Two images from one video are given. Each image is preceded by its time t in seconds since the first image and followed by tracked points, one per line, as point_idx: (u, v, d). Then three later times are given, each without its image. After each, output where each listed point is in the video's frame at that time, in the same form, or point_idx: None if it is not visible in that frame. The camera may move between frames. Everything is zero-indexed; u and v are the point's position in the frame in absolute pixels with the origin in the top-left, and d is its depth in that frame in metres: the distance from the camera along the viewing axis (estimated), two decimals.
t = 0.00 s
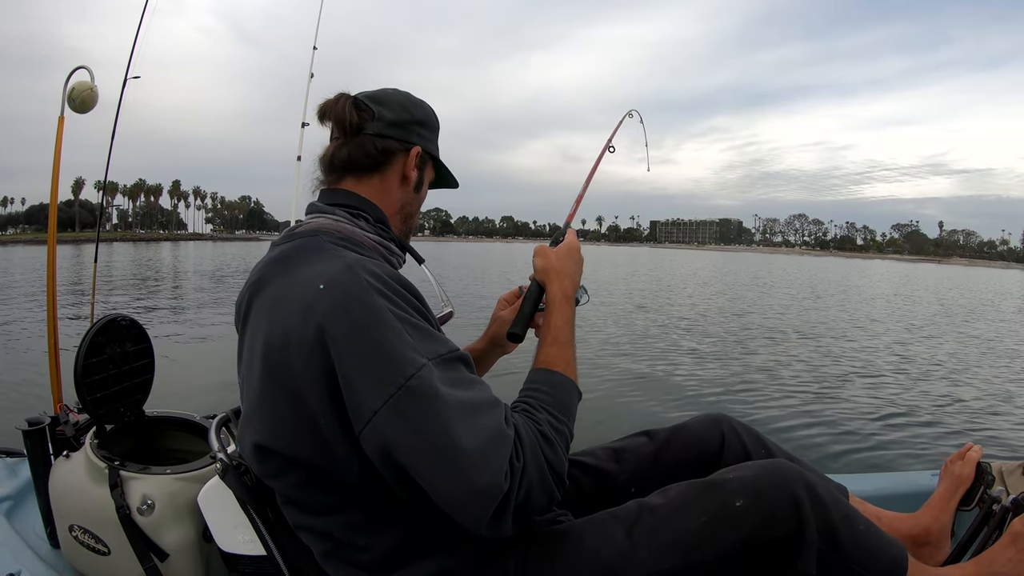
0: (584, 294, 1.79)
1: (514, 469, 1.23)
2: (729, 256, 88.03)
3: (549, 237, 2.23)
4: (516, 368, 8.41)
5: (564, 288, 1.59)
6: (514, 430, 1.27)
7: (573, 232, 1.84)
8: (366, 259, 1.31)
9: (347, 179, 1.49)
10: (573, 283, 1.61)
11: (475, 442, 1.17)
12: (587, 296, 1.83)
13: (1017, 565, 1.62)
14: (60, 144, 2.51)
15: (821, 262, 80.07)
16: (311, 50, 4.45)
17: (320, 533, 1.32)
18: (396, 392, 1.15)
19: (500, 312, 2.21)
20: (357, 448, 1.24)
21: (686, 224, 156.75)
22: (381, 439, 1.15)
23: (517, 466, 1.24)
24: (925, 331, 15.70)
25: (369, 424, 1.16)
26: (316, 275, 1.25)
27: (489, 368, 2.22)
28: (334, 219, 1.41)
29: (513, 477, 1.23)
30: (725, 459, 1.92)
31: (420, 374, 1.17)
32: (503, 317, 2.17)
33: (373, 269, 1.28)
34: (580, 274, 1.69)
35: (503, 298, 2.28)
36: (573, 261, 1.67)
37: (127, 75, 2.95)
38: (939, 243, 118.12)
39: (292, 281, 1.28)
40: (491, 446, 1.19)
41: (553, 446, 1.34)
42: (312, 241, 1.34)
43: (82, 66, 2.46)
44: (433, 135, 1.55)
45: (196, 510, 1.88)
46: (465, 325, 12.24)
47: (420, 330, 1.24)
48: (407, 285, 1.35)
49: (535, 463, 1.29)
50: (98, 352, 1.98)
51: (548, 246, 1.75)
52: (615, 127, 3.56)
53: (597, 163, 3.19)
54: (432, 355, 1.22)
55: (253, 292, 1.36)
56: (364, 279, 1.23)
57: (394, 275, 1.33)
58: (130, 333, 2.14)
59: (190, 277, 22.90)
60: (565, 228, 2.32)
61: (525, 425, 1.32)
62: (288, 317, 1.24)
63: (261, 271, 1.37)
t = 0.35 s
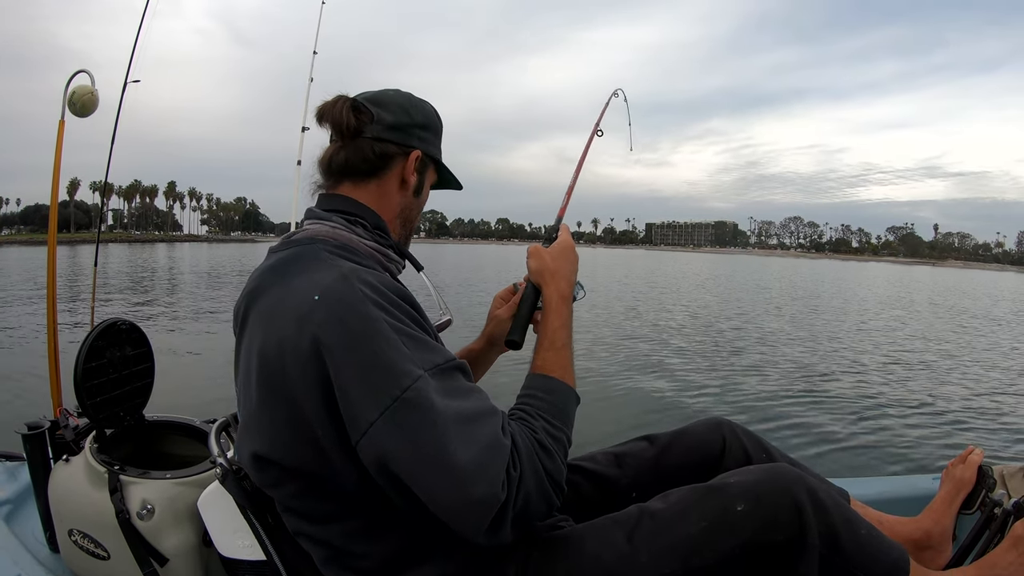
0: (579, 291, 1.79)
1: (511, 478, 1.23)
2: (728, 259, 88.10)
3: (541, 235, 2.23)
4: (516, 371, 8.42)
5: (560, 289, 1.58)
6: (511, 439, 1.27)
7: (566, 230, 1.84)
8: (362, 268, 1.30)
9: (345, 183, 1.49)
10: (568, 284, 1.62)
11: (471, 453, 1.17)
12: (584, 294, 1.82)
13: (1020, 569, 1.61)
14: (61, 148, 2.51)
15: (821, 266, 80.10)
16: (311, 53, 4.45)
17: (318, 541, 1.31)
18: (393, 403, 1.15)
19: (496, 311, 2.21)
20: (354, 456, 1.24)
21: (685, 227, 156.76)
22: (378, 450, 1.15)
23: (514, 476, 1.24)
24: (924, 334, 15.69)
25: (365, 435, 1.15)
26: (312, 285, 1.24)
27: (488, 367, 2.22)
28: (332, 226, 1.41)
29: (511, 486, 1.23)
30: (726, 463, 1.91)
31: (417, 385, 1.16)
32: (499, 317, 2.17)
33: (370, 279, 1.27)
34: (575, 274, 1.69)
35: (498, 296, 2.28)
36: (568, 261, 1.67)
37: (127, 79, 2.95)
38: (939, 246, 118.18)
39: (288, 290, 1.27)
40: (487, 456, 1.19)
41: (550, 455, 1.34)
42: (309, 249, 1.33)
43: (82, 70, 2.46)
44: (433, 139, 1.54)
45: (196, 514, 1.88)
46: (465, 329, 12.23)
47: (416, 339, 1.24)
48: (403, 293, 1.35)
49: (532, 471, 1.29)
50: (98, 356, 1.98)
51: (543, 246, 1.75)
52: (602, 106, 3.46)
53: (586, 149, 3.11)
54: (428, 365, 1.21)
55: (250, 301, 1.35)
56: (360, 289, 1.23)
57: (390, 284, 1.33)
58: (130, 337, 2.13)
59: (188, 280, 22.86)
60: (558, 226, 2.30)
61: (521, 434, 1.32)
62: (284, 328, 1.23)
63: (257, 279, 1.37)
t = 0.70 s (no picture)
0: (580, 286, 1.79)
1: (507, 485, 1.23)
2: (728, 260, 88.10)
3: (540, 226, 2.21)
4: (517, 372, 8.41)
5: (560, 289, 1.58)
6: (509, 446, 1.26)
7: (568, 226, 1.84)
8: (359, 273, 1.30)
9: (345, 185, 1.49)
10: (569, 283, 1.62)
11: (467, 461, 1.16)
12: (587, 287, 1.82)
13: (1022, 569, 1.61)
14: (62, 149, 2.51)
15: (821, 267, 80.12)
16: (311, 53, 4.45)
17: (316, 544, 1.32)
18: (389, 411, 1.15)
19: (499, 305, 2.20)
20: (351, 461, 1.24)
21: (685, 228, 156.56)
22: (374, 457, 1.15)
23: (510, 483, 1.24)
24: (923, 336, 15.72)
25: (361, 441, 1.15)
26: (308, 290, 1.24)
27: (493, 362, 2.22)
28: (330, 228, 1.42)
29: (507, 494, 1.23)
30: (727, 464, 1.91)
31: (413, 393, 1.16)
32: (503, 311, 2.16)
33: (367, 284, 1.27)
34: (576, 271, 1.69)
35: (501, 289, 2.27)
36: (569, 259, 1.67)
37: (127, 79, 2.95)
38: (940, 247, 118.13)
39: (285, 295, 1.28)
40: (484, 464, 1.18)
41: (547, 461, 1.33)
42: (306, 253, 1.33)
43: (83, 71, 2.46)
44: (434, 139, 1.54)
45: (197, 515, 1.88)
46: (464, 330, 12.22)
47: (413, 345, 1.23)
48: (401, 297, 1.34)
49: (529, 478, 1.28)
50: (99, 357, 1.98)
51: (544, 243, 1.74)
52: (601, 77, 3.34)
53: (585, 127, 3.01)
54: (426, 371, 1.21)
55: (248, 306, 1.36)
56: (357, 294, 1.22)
57: (388, 288, 1.32)
58: (131, 338, 2.14)
59: (186, 280, 22.84)
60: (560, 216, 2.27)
61: (519, 440, 1.31)
62: (281, 334, 1.23)
63: (255, 283, 1.37)
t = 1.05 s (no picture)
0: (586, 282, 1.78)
1: (502, 492, 1.22)
2: (727, 260, 88.15)
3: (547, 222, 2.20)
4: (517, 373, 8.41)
5: (566, 291, 1.57)
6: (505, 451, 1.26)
7: (574, 222, 1.82)
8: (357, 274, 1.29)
9: (343, 184, 1.49)
10: (575, 284, 1.61)
11: (461, 466, 1.16)
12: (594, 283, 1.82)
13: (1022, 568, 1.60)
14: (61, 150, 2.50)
15: (820, 267, 80.22)
16: (311, 53, 4.46)
17: (313, 544, 1.33)
18: (383, 414, 1.15)
19: (506, 301, 2.20)
20: (348, 462, 1.24)
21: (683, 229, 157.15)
22: (368, 460, 1.15)
23: (505, 490, 1.23)
24: (921, 338, 15.74)
25: (356, 444, 1.15)
26: (304, 292, 1.24)
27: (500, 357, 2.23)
28: (328, 228, 1.42)
29: (501, 500, 1.22)
30: (728, 462, 1.91)
31: (408, 397, 1.16)
32: (510, 307, 2.17)
33: (364, 285, 1.27)
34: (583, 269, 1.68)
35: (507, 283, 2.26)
36: (575, 259, 1.66)
37: (127, 80, 2.94)
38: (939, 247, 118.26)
39: (281, 296, 1.28)
40: (478, 471, 1.18)
41: (544, 468, 1.33)
42: (303, 254, 1.33)
43: (83, 71, 2.46)
44: (435, 137, 1.54)
45: (197, 515, 1.88)
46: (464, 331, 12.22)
47: (409, 349, 1.23)
48: (398, 300, 1.34)
49: (524, 484, 1.28)
50: (100, 356, 1.98)
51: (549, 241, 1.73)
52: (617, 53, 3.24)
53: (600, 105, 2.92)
54: (421, 375, 1.21)
55: (246, 307, 1.36)
56: (352, 297, 1.22)
57: (386, 291, 1.32)
58: (131, 338, 2.14)
59: (184, 282, 22.83)
60: (568, 208, 2.25)
61: (516, 446, 1.31)
62: (277, 336, 1.24)
63: (253, 283, 1.37)
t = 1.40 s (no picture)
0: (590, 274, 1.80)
1: (500, 490, 1.23)
2: (725, 263, 88.38)
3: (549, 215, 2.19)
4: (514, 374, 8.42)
5: (565, 287, 1.57)
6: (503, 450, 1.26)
7: (576, 217, 1.82)
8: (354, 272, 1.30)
9: (342, 181, 1.50)
10: (575, 280, 1.60)
11: (458, 467, 1.16)
12: (598, 274, 1.82)
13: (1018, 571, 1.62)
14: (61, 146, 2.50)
15: (816, 270, 80.51)
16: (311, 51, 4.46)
17: (312, 542, 1.33)
18: (380, 413, 1.15)
19: (509, 291, 2.21)
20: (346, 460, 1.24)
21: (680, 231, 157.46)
22: (365, 459, 1.16)
23: (502, 489, 1.24)
24: (916, 340, 15.81)
25: (354, 443, 1.16)
26: (301, 291, 1.24)
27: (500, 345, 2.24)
28: (326, 225, 1.42)
29: (500, 499, 1.23)
30: (726, 462, 1.92)
31: (405, 397, 1.16)
32: (514, 298, 2.18)
33: (362, 282, 1.27)
34: (583, 265, 1.68)
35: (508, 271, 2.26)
36: (576, 257, 1.66)
37: (128, 77, 2.93)
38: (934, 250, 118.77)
39: (278, 294, 1.28)
40: (476, 470, 1.18)
41: (543, 468, 1.34)
42: (301, 251, 1.34)
43: (84, 67, 2.46)
44: (434, 134, 1.54)
45: (196, 511, 1.88)
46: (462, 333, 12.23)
47: (407, 347, 1.23)
48: (397, 297, 1.34)
49: (522, 483, 1.29)
50: (98, 352, 1.98)
51: (550, 237, 1.73)
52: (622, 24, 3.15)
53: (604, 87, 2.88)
54: (419, 373, 1.21)
55: (243, 305, 1.36)
56: (349, 296, 1.22)
57: (385, 288, 1.32)
58: (130, 334, 2.14)
59: (182, 282, 22.85)
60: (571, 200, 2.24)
61: (514, 445, 1.31)
62: (274, 334, 1.24)
63: (250, 281, 1.38)
